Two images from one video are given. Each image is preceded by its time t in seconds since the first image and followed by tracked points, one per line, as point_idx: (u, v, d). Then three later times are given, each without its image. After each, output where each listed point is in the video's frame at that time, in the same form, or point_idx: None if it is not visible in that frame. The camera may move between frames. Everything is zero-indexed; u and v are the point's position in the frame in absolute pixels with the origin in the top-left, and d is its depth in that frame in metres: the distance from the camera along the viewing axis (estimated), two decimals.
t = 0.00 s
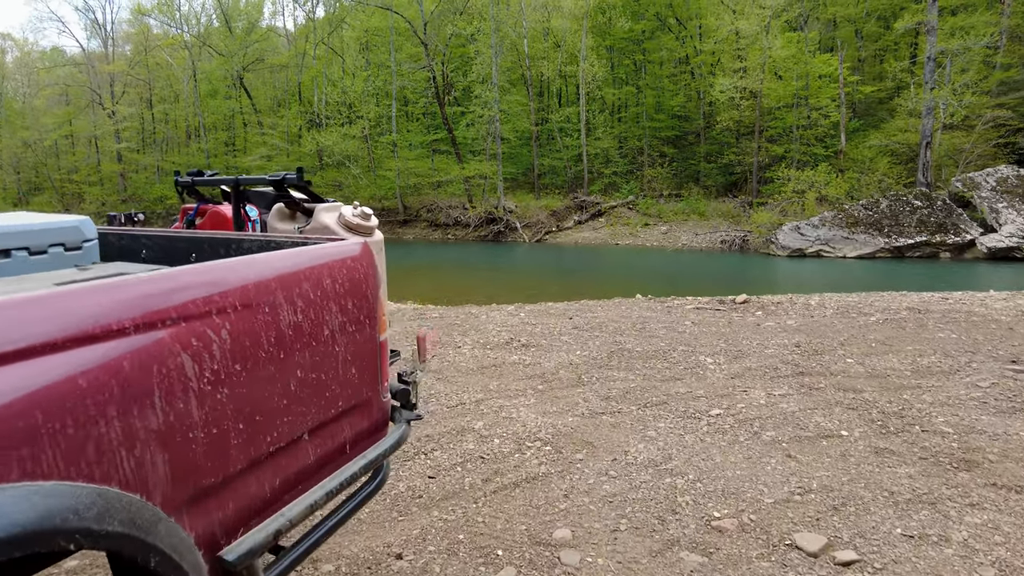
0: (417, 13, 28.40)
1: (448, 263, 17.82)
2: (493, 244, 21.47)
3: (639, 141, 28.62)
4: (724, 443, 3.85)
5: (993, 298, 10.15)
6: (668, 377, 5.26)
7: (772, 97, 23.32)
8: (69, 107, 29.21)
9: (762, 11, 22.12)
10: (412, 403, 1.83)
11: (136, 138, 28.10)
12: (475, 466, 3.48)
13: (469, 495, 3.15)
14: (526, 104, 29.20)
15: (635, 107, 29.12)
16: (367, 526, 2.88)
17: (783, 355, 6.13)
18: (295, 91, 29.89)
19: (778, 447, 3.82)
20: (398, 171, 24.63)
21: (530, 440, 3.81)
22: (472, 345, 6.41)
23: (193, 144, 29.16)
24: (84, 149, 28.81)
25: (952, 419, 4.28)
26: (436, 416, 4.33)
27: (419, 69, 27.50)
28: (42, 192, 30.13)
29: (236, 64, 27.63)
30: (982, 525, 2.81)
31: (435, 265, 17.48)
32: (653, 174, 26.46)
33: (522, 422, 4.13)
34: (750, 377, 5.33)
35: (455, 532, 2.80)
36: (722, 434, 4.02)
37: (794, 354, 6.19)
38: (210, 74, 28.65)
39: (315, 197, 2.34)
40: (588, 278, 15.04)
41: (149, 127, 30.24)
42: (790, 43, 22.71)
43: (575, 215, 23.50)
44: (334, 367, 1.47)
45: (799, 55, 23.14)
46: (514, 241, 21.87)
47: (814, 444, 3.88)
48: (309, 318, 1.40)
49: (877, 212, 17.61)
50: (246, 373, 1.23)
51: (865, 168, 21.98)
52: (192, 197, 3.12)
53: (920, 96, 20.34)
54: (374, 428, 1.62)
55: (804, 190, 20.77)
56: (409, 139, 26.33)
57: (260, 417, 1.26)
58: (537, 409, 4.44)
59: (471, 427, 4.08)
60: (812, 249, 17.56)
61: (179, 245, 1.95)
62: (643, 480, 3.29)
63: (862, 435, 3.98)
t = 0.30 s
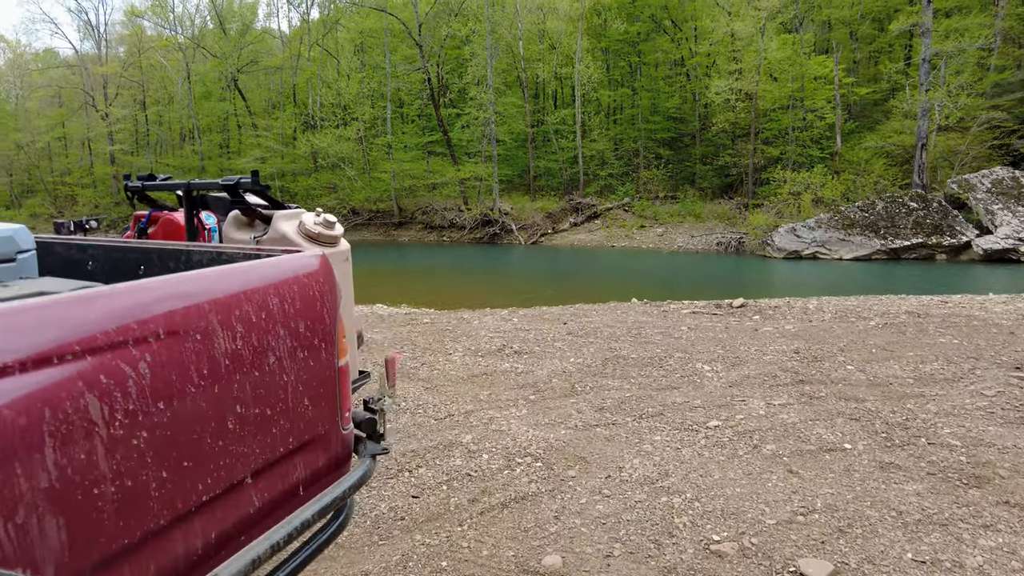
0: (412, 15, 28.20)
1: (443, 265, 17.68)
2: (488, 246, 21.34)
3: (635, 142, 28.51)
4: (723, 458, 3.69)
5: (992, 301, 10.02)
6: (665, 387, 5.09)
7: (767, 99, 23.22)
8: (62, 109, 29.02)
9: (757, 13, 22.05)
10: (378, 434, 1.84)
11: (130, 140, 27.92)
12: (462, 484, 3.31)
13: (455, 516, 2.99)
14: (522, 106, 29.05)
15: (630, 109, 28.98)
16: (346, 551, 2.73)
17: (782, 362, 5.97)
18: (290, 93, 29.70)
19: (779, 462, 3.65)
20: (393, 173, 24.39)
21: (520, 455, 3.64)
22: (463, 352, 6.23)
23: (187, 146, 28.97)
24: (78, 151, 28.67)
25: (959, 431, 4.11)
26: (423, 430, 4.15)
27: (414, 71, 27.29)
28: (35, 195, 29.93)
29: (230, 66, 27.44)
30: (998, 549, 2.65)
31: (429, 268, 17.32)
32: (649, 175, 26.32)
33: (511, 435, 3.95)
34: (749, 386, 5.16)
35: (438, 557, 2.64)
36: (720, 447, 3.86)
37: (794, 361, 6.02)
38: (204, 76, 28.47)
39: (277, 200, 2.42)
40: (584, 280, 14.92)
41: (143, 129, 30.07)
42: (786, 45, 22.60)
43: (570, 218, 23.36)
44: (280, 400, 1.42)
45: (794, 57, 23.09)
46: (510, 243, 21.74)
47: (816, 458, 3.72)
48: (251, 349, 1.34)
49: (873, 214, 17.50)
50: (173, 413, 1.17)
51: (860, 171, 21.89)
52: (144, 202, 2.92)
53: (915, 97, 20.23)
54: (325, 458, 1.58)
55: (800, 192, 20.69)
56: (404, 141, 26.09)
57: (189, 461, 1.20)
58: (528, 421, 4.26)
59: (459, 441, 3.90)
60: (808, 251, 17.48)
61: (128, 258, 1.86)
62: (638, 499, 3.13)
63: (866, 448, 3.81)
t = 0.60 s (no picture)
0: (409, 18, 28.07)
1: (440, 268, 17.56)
2: (486, 249, 21.24)
3: (632, 145, 28.41)
4: (724, 472, 3.54)
5: (994, 305, 9.89)
6: (663, 395, 4.93)
7: (764, 102, 23.14)
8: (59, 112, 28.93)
9: (755, 16, 21.96)
10: (343, 465, 1.78)
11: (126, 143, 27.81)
12: (450, 501, 3.16)
13: (441, 535, 2.85)
14: (519, 109, 28.96)
15: (628, 112, 28.86)
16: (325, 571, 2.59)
17: (783, 369, 5.82)
18: (287, 96, 29.59)
19: (782, 476, 3.51)
20: (390, 176, 24.20)
21: (512, 469, 3.49)
22: (457, 358, 6.08)
23: (184, 149, 28.85)
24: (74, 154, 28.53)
25: (968, 442, 3.96)
26: (412, 441, 4.01)
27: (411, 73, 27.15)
28: (31, 198, 29.81)
29: (227, 69, 27.33)
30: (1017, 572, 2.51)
31: (426, 270, 17.18)
32: (647, 178, 26.21)
33: (504, 447, 3.81)
34: (750, 395, 5.02)
35: None
36: (721, 460, 3.71)
37: (795, 367, 5.88)
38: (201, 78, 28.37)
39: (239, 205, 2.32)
40: (582, 283, 14.80)
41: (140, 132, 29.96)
42: (784, 48, 22.52)
43: (568, 221, 23.24)
44: (226, 431, 1.32)
45: (792, 60, 23.02)
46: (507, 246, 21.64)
47: (821, 472, 3.57)
48: (188, 376, 1.24)
49: (871, 217, 17.37)
50: (97, 449, 1.06)
51: (858, 174, 21.79)
52: (97, 205, 2.82)
53: (913, 100, 20.14)
54: (279, 491, 1.49)
55: (798, 195, 20.57)
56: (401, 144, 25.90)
57: (107, 507, 1.08)
58: (521, 432, 4.12)
59: (449, 453, 3.76)
60: (806, 254, 17.39)
61: (75, 266, 1.88)
62: (634, 517, 2.98)
63: (872, 461, 3.67)
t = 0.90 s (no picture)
0: (407, 20, 27.94)
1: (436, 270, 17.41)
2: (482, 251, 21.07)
3: (630, 147, 28.27)
4: (727, 483, 3.39)
5: (996, 308, 9.76)
6: (662, 401, 4.78)
7: (762, 104, 23.10)
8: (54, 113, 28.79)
9: (752, 18, 21.90)
10: (308, 490, 1.69)
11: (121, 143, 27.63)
12: (439, 516, 3.00)
13: (427, 553, 2.69)
14: (516, 111, 28.83)
15: (625, 114, 28.71)
16: None
17: (785, 373, 5.68)
18: (284, 97, 29.39)
19: (788, 487, 3.35)
20: (387, 178, 23.94)
21: (505, 480, 3.33)
22: (450, 363, 5.92)
23: (180, 151, 28.68)
24: (69, 156, 28.40)
25: (980, 450, 3.81)
26: (401, 451, 3.84)
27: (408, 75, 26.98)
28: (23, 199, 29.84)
29: (223, 71, 27.15)
30: None
31: (422, 273, 17.02)
32: (644, 180, 26.09)
33: (497, 457, 3.65)
34: (752, 400, 4.87)
35: None
36: (724, 470, 3.55)
37: (797, 372, 5.73)
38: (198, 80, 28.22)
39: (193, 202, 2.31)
40: (579, 284, 14.66)
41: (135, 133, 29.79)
42: (780, 50, 22.45)
43: (565, 223, 23.09)
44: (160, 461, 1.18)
45: (790, 62, 22.95)
46: (504, 248, 21.49)
47: (828, 482, 3.42)
48: (110, 399, 1.09)
49: (869, 219, 17.26)
50: None
51: (856, 176, 21.66)
52: (41, 198, 2.71)
53: (911, 103, 20.02)
54: (228, 525, 1.35)
55: (796, 197, 20.44)
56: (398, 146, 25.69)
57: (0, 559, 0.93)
58: (514, 440, 3.96)
59: (440, 463, 3.60)
60: (804, 256, 17.25)
61: (12, 266, 1.81)
62: (635, 533, 2.83)
63: (881, 471, 3.52)
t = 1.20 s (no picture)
0: (404, 20, 27.78)
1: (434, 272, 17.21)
2: (480, 252, 20.87)
3: (627, 148, 28.11)
4: (732, 506, 3.20)
5: (1000, 313, 9.60)
6: (663, 414, 4.59)
7: (759, 105, 23.08)
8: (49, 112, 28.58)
9: (749, 19, 21.79)
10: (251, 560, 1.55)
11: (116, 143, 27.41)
12: (426, 544, 2.81)
13: None
14: (514, 112, 28.66)
15: (623, 115, 28.53)
16: None
17: (789, 384, 5.50)
18: (280, 97, 29.19)
19: (797, 511, 3.16)
20: (384, 179, 23.66)
21: (498, 504, 3.15)
22: (444, 372, 5.72)
23: (176, 151, 28.47)
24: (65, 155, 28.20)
25: (996, 469, 3.64)
26: (388, 470, 3.65)
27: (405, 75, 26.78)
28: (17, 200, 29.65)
29: (220, 71, 26.92)
30: None
31: (419, 274, 16.81)
32: (642, 182, 25.94)
33: (489, 477, 3.46)
34: (756, 413, 4.68)
35: None
36: (729, 492, 3.36)
37: (801, 382, 5.55)
38: (194, 81, 28.04)
39: (135, 217, 2.04)
40: (578, 287, 14.48)
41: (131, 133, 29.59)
42: (779, 51, 22.33)
43: (563, 224, 22.91)
44: (42, 548, 0.93)
45: (788, 64, 22.86)
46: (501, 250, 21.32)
47: (839, 505, 3.23)
48: None
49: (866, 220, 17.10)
50: None
51: (854, 178, 21.51)
52: None
53: (909, 104, 19.89)
54: None
55: (794, 199, 20.24)
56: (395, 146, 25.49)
57: None
58: (508, 457, 3.77)
59: (429, 484, 3.41)
60: (802, 259, 17.09)
61: None
62: (636, 564, 2.64)
63: (894, 493, 3.33)
